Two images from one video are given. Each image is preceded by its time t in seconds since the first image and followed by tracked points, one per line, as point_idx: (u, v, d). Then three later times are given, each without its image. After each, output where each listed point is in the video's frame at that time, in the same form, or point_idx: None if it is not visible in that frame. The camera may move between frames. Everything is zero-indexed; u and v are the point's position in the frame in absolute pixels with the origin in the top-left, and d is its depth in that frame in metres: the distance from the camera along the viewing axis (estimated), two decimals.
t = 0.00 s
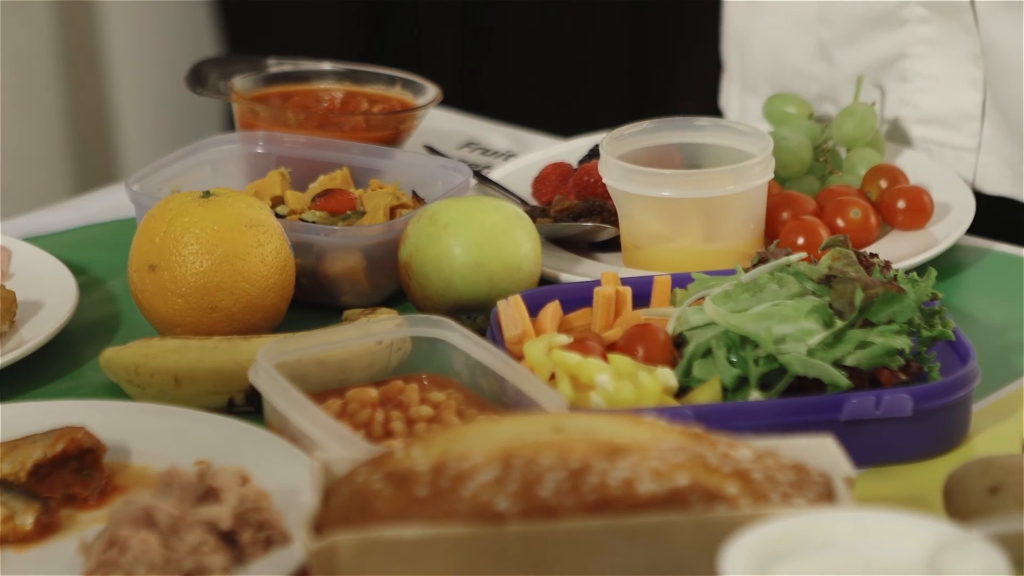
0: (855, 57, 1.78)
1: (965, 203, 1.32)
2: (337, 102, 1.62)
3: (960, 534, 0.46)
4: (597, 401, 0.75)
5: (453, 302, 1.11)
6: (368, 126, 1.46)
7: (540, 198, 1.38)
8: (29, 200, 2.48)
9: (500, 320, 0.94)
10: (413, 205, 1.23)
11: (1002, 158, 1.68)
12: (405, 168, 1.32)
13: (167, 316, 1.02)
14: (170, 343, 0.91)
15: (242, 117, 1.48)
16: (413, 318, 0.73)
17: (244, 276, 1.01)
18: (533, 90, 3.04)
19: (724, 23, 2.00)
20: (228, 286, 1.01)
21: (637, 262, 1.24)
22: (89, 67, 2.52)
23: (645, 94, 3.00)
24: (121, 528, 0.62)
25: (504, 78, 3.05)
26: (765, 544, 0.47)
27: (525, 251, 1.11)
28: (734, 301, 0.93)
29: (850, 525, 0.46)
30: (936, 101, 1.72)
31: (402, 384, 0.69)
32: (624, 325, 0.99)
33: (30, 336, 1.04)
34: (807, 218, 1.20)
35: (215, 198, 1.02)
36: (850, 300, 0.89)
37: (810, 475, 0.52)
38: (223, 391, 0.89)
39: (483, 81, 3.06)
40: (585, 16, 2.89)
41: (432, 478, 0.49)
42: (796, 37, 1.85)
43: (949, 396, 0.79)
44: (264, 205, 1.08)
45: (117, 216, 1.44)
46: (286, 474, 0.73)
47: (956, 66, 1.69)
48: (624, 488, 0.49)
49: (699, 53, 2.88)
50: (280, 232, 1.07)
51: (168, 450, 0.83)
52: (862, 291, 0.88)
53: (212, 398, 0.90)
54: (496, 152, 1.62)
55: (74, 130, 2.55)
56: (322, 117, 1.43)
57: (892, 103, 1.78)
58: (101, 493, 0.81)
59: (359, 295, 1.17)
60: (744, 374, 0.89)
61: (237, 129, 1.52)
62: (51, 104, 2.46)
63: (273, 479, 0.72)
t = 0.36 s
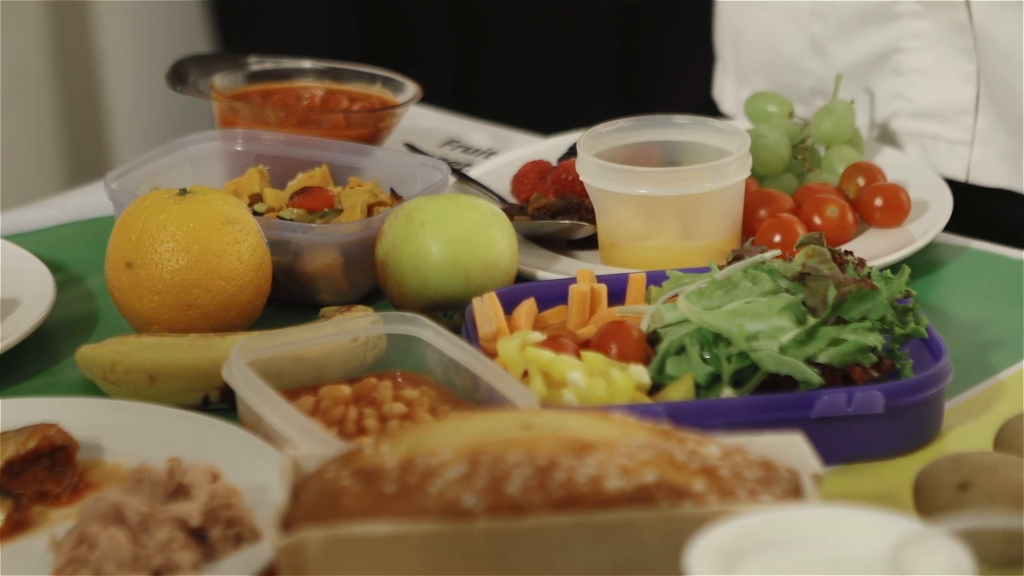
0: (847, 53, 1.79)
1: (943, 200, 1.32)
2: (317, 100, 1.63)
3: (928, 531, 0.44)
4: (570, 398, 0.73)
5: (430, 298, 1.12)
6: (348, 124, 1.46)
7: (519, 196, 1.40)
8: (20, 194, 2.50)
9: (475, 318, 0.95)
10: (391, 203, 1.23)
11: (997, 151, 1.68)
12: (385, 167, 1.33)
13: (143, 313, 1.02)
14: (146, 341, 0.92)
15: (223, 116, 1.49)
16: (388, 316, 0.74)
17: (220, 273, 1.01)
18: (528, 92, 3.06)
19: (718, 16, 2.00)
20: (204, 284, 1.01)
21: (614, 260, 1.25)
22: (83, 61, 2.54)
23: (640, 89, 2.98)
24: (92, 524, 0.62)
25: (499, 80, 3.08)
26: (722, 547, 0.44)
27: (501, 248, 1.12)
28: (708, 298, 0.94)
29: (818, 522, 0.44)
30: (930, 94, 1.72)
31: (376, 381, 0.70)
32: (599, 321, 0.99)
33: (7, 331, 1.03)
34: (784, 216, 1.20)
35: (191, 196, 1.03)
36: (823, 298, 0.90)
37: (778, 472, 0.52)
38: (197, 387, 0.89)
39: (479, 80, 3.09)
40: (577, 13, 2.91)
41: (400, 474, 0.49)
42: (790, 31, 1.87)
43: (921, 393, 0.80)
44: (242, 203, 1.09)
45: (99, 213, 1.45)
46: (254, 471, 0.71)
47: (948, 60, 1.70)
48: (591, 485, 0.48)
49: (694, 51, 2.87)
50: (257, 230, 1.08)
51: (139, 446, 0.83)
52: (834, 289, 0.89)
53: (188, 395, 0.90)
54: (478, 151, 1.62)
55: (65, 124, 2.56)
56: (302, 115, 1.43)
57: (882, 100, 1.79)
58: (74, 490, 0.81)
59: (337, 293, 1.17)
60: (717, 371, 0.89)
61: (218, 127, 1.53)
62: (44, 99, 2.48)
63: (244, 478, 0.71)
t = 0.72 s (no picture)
0: (836, 51, 1.79)
1: (928, 198, 1.33)
2: (305, 98, 1.64)
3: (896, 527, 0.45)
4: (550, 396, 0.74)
5: (414, 296, 1.12)
6: (335, 123, 1.47)
7: (504, 194, 1.40)
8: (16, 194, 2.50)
9: (456, 316, 0.95)
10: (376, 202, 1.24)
11: (996, 146, 1.68)
12: (372, 165, 1.34)
13: (127, 310, 1.03)
14: (128, 338, 0.93)
15: (211, 114, 1.50)
16: (372, 314, 0.74)
17: (204, 271, 1.02)
18: (521, 93, 3.09)
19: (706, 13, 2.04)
20: (187, 281, 1.01)
21: (599, 258, 1.26)
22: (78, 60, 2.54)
23: (638, 86, 2.95)
24: (69, 521, 0.63)
25: (496, 76, 3.09)
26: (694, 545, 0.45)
27: (486, 246, 1.12)
28: (690, 296, 0.95)
29: (788, 520, 0.45)
30: (921, 89, 1.73)
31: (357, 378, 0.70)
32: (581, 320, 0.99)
33: None
34: (768, 215, 1.20)
35: (175, 194, 1.03)
36: (805, 296, 0.91)
37: (754, 469, 0.51)
38: (179, 386, 0.89)
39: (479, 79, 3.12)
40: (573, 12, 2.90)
41: (375, 471, 0.49)
42: (780, 29, 1.88)
43: (901, 391, 0.82)
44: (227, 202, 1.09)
45: (89, 210, 1.46)
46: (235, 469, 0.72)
47: (942, 56, 1.68)
48: (566, 482, 0.48)
49: (689, 47, 2.73)
50: (242, 228, 1.08)
51: (116, 442, 0.84)
52: (815, 287, 0.90)
53: (170, 392, 0.90)
54: (467, 149, 1.62)
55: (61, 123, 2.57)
56: (290, 113, 1.44)
57: (871, 98, 1.81)
58: (55, 487, 0.80)
59: (322, 291, 1.18)
60: (697, 369, 0.89)
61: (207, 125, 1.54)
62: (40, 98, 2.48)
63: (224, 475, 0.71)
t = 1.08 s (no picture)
0: (813, 48, 1.80)
1: (906, 196, 1.33)
2: (285, 97, 1.64)
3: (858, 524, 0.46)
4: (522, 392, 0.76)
5: (390, 294, 1.12)
6: (316, 121, 1.48)
7: (485, 193, 1.40)
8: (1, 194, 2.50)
9: (432, 313, 0.96)
10: (354, 200, 1.24)
11: (970, 143, 1.69)
12: (351, 163, 1.34)
13: (103, 309, 1.03)
14: (104, 335, 0.94)
15: (192, 112, 1.50)
16: (347, 313, 0.74)
17: (180, 269, 1.02)
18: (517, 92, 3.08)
19: (682, 11, 2.02)
20: (163, 280, 1.01)
21: (576, 257, 1.26)
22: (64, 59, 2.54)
23: (631, 86, 3.02)
24: (37, 518, 0.63)
25: (487, 75, 3.09)
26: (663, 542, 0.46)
27: (463, 245, 1.13)
28: (662, 294, 0.95)
29: (755, 518, 0.46)
30: (896, 87, 1.72)
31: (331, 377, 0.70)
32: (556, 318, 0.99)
33: None
34: (746, 213, 1.21)
35: (152, 192, 1.03)
36: (778, 294, 0.91)
37: (722, 467, 0.50)
38: (156, 383, 0.90)
39: (468, 76, 3.11)
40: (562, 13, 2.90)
41: (342, 468, 0.48)
42: (751, 27, 1.88)
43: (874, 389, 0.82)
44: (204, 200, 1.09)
45: (69, 209, 1.45)
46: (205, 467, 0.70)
47: (916, 53, 1.70)
48: (533, 480, 0.47)
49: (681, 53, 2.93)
50: (218, 225, 1.08)
51: (87, 439, 0.81)
52: (788, 285, 0.89)
53: (144, 390, 0.90)
54: (448, 147, 1.63)
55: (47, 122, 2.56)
56: (269, 112, 1.45)
57: (847, 97, 1.81)
58: (26, 485, 0.80)
59: (299, 289, 1.18)
60: (670, 367, 0.90)
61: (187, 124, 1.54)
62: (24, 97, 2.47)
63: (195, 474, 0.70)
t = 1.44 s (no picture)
0: (776, 39, 1.82)
1: (877, 195, 1.33)
2: (261, 96, 1.64)
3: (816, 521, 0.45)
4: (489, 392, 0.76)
5: (361, 293, 1.12)
6: (291, 120, 1.48)
7: (457, 191, 1.40)
8: None
9: (401, 312, 0.96)
10: (326, 199, 1.25)
11: (932, 137, 1.72)
12: (325, 162, 1.35)
13: (74, 307, 1.02)
14: (75, 334, 0.94)
15: (167, 111, 1.50)
16: (318, 312, 0.74)
17: (151, 268, 1.02)
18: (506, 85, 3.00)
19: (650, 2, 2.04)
20: (133, 279, 1.01)
21: (547, 255, 1.27)
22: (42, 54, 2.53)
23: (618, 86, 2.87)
24: None
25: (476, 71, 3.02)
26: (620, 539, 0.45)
27: (434, 243, 1.13)
28: (630, 293, 0.95)
29: (713, 514, 0.45)
30: (855, 84, 1.73)
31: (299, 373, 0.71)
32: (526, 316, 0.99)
33: None
34: (718, 212, 1.21)
35: (125, 191, 1.03)
36: (745, 292, 0.91)
37: (682, 464, 0.51)
38: (125, 381, 0.90)
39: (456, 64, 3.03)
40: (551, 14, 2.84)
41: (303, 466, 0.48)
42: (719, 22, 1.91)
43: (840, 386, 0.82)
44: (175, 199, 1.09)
45: (44, 210, 1.45)
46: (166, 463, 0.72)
47: (874, 49, 1.70)
48: (494, 477, 0.47)
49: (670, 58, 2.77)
50: (190, 225, 1.08)
51: (55, 436, 0.80)
52: (754, 284, 0.90)
53: (114, 389, 0.91)
54: (424, 147, 1.63)
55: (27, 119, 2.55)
56: (243, 112, 1.46)
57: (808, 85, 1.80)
58: None
59: (272, 287, 1.18)
60: (637, 365, 0.90)
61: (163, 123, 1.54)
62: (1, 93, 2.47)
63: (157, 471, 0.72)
